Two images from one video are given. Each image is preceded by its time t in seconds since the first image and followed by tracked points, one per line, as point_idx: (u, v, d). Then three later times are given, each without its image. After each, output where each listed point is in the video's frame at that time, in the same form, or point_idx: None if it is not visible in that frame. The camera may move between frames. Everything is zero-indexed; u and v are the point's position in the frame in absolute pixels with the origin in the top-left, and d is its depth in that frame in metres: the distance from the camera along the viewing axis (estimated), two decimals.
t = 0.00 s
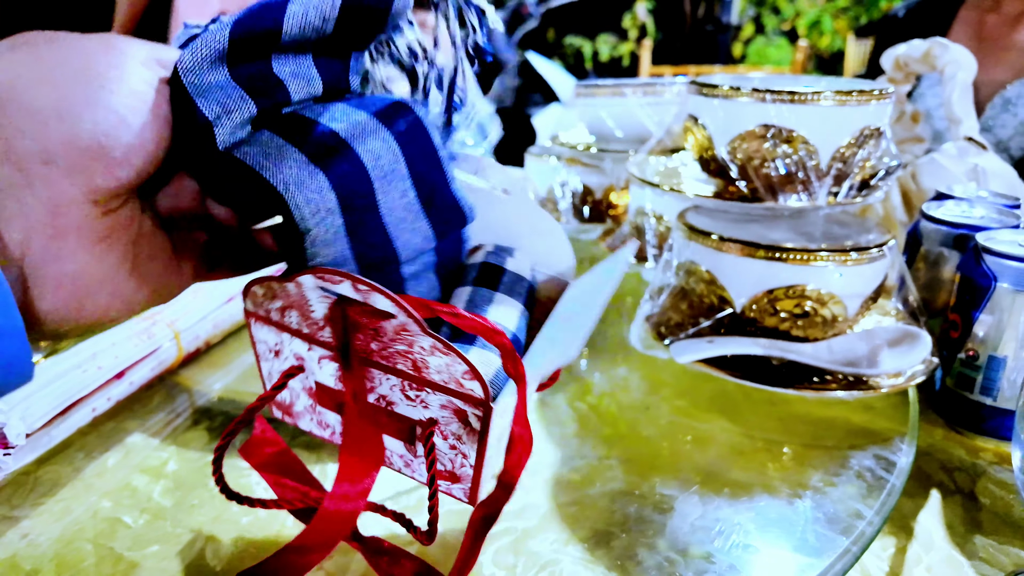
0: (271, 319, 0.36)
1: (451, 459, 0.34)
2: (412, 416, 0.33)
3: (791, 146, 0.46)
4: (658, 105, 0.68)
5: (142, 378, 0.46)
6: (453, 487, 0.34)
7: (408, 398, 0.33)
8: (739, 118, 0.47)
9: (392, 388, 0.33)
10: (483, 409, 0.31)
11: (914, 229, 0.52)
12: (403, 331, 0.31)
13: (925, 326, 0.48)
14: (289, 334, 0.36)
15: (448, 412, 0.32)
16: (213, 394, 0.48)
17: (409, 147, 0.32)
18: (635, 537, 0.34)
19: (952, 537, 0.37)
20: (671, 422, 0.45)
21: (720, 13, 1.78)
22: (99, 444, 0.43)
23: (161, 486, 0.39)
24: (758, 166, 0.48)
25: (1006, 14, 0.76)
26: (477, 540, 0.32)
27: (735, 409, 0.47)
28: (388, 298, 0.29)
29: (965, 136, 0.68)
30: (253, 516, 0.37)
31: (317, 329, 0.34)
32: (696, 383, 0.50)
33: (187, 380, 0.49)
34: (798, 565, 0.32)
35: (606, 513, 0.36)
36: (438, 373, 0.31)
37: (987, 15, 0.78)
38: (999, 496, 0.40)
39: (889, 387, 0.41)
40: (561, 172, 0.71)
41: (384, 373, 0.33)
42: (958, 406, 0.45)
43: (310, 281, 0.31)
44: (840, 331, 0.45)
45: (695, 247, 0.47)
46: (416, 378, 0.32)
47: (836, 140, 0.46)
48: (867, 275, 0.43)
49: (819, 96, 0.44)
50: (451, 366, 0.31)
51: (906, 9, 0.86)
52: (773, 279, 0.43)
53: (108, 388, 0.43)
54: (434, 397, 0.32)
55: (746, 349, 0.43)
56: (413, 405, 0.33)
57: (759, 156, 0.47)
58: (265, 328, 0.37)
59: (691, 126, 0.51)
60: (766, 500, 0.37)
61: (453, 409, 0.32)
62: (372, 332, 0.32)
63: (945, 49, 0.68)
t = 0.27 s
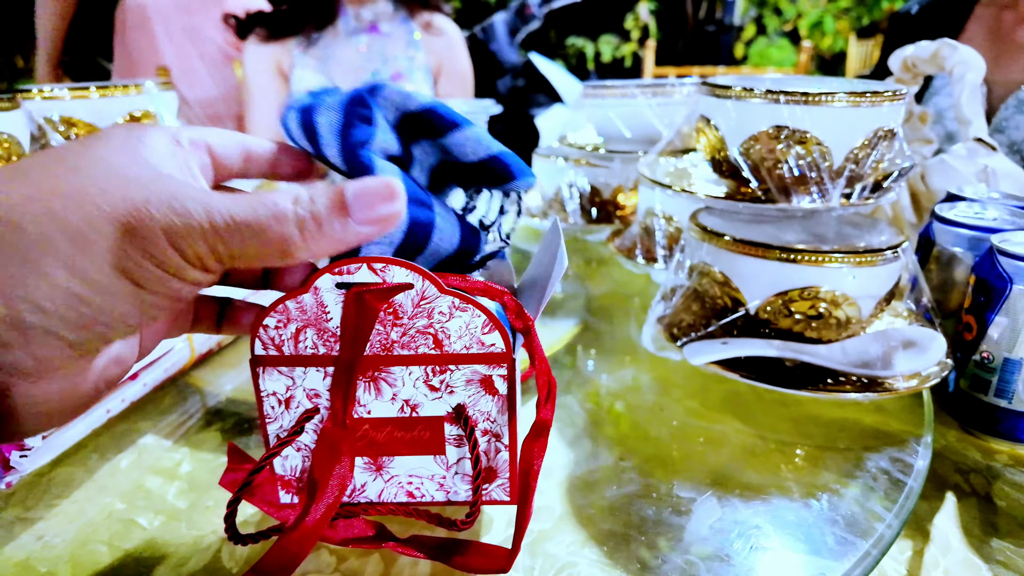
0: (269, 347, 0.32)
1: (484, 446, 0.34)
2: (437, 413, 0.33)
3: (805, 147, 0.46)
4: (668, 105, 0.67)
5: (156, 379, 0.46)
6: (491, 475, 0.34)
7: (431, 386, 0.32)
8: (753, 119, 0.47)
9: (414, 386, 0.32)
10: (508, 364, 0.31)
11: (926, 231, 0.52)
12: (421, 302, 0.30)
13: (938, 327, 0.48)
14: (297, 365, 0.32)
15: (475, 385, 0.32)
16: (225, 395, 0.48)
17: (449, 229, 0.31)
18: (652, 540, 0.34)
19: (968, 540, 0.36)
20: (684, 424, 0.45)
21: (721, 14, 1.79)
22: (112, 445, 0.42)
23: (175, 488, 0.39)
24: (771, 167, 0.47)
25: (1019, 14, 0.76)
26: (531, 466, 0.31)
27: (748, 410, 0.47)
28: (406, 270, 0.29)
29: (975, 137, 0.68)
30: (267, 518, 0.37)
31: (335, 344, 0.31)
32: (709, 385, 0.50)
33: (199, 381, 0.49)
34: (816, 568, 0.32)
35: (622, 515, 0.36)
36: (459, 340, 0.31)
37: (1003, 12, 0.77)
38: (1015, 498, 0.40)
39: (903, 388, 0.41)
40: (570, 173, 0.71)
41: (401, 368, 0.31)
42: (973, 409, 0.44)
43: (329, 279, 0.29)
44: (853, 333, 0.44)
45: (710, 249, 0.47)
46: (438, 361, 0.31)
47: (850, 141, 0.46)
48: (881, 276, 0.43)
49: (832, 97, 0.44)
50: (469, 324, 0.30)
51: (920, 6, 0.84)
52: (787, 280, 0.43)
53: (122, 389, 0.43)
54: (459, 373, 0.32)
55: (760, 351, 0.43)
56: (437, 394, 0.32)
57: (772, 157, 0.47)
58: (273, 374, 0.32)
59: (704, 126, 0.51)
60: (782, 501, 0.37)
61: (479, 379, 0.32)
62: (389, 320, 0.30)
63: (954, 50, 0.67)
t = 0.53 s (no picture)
0: (280, 344, 0.32)
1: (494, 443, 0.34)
2: (445, 409, 0.33)
3: (810, 147, 0.46)
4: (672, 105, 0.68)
5: (162, 378, 0.46)
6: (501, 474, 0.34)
7: (441, 382, 0.32)
8: (758, 118, 0.47)
9: (424, 382, 0.32)
10: (518, 360, 0.32)
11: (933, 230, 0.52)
12: (432, 295, 0.31)
13: (944, 326, 0.48)
14: (309, 361, 0.32)
15: (485, 381, 0.32)
16: (231, 394, 0.48)
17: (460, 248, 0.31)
18: (659, 538, 0.34)
19: (975, 538, 0.37)
20: (690, 423, 0.45)
21: (724, 14, 1.82)
22: (119, 444, 0.43)
23: (182, 486, 0.39)
24: (776, 166, 0.47)
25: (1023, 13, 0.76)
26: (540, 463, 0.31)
27: (754, 409, 0.47)
28: (420, 264, 0.29)
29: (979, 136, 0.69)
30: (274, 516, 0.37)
31: (346, 339, 0.32)
32: (714, 384, 0.50)
33: (205, 379, 0.49)
34: (824, 566, 0.32)
35: (630, 514, 0.36)
36: (468, 336, 0.31)
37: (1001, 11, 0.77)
38: (1021, 496, 0.40)
39: (910, 386, 0.41)
40: (574, 172, 0.71)
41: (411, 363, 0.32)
42: (978, 408, 0.44)
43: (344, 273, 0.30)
44: (859, 332, 0.45)
45: (715, 247, 0.47)
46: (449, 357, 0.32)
47: (855, 140, 0.46)
48: (886, 276, 0.43)
49: (838, 96, 0.44)
50: (479, 319, 0.31)
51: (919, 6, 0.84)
52: (792, 279, 0.43)
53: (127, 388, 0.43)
54: (469, 369, 0.32)
55: (766, 349, 0.43)
56: (447, 389, 0.33)
57: (778, 156, 0.47)
58: (284, 371, 0.33)
59: (709, 126, 0.51)
60: (789, 500, 0.37)
61: (489, 375, 0.32)
62: (400, 315, 0.31)
63: (958, 49, 0.68)
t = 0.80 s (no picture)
0: (288, 316, 0.34)
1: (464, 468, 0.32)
2: (422, 419, 0.32)
3: (807, 141, 0.46)
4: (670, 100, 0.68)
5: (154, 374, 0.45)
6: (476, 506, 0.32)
7: (418, 391, 0.31)
8: (755, 112, 0.46)
9: (402, 386, 0.32)
10: (489, 387, 0.30)
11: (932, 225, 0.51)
12: (413, 299, 0.29)
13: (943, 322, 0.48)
14: (307, 339, 0.33)
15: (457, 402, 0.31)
16: (225, 390, 0.48)
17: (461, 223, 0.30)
18: (654, 534, 0.34)
19: (973, 535, 0.36)
20: (687, 419, 0.45)
21: (725, 13, 1.81)
22: (112, 440, 0.42)
23: (175, 482, 0.39)
24: (774, 161, 0.47)
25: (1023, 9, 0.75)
26: (496, 493, 0.30)
27: (751, 406, 0.46)
28: (403, 262, 0.28)
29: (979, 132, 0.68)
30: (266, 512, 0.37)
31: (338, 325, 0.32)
32: (711, 380, 0.50)
33: (200, 375, 0.49)
34: (820, 563, 0.32)
35: (624, 510, 0.36)
36: (444, 348, 0.30)
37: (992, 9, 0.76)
38: (1020, 493, 0.39)
39: (908, 382, 0.40)
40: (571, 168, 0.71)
41: (393, 364, 0.31)
42: (977, 404, 0.44)
43: (336, 262, 0.30)
44: (857, 327, 0.44)
45: (712, 242, 0.46)
46: (426, 366, 0.31)
47: (853, 134, 0.45)
48: (885, 270, 0.43)
49: (836, 90, 0.43)
50: (454, 333, 0.29)
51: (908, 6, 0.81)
52: (789, 274, 0.43)
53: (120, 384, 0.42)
54: (443, 384, 0.31)
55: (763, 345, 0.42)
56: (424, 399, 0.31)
57: (775, 151, 0.47)
58: (288, 343, 0.34)
59: (706, 120, 0.51)
60: (786, 496, 0.37)
61: (460, 395, 0.31)
62: (382, 311, 0.31)
63: (958, 45, 0.68)
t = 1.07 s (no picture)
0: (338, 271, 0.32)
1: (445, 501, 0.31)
2: (424, 439, 0.31)
3: (806, 159, 0.46)
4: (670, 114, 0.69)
5: (165, 389, 0.45)
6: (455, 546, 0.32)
7: (427, 418, 0.30)
8: (755, 130, 0.47)
9: (415, 401, 0.31)
10: (491, 466, 0.28)
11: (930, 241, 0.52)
12: (446, 344, 0.28)
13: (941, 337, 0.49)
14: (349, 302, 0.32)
15: (456, 452, 0.30)
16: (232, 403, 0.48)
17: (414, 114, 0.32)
18: (655, 552, 0.35)
19: (969, 552, 0.37)
20: (687, 434, 0.45)
21: (726, 17, 1.78)
22: (120, 455, 0.43)
23: (183, 497, 0.40)
24: (773, 179, 0.48)
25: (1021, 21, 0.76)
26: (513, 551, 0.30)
27: (751, 420, 0.47)
28: (448, 306, 0.26)
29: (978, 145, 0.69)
30: (274, 527, 0.38)
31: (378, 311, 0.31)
32: (712, 394, 0.50)
33: (207, 390, 0.50)
34: None
35: (626, 527, 0.36)
36: (461, 405, 0.29)
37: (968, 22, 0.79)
38: (1016, 509, 0.40)
39: (904, 400, 0.41)
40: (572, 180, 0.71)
41: (413, 384, 0.30)
42: (974, 420, 0.45)
43: (393, 261, 0.28)
44: (856, 343, 0.45)
45: (712, 259, 0.47)
46: (439, 403, 0.29)
47: (852, 152, 0.46)
48: (883, 288, 0.43)
49: (835, 110, 0.44)
50: (474, 403, 0.28)
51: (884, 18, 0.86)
52: (789, 292, 0.44)
53: (129, 400, 0.42)
54: (449, 429, 0.29)
55: (763, 362, 0.43)
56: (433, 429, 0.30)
57: (775, 169, 0.47)
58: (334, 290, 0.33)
59: (706, 136, 0.52)
60: (784, 513, 0.38)
61: (461, 449, 0.29)
62: (415, 334, 0.29)
63: (957, 57, 0.68)
